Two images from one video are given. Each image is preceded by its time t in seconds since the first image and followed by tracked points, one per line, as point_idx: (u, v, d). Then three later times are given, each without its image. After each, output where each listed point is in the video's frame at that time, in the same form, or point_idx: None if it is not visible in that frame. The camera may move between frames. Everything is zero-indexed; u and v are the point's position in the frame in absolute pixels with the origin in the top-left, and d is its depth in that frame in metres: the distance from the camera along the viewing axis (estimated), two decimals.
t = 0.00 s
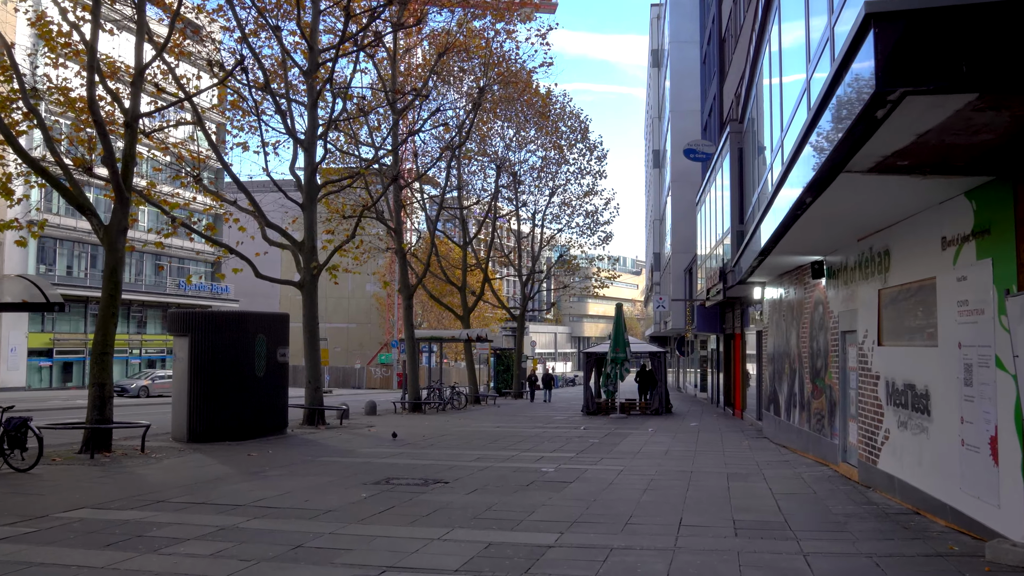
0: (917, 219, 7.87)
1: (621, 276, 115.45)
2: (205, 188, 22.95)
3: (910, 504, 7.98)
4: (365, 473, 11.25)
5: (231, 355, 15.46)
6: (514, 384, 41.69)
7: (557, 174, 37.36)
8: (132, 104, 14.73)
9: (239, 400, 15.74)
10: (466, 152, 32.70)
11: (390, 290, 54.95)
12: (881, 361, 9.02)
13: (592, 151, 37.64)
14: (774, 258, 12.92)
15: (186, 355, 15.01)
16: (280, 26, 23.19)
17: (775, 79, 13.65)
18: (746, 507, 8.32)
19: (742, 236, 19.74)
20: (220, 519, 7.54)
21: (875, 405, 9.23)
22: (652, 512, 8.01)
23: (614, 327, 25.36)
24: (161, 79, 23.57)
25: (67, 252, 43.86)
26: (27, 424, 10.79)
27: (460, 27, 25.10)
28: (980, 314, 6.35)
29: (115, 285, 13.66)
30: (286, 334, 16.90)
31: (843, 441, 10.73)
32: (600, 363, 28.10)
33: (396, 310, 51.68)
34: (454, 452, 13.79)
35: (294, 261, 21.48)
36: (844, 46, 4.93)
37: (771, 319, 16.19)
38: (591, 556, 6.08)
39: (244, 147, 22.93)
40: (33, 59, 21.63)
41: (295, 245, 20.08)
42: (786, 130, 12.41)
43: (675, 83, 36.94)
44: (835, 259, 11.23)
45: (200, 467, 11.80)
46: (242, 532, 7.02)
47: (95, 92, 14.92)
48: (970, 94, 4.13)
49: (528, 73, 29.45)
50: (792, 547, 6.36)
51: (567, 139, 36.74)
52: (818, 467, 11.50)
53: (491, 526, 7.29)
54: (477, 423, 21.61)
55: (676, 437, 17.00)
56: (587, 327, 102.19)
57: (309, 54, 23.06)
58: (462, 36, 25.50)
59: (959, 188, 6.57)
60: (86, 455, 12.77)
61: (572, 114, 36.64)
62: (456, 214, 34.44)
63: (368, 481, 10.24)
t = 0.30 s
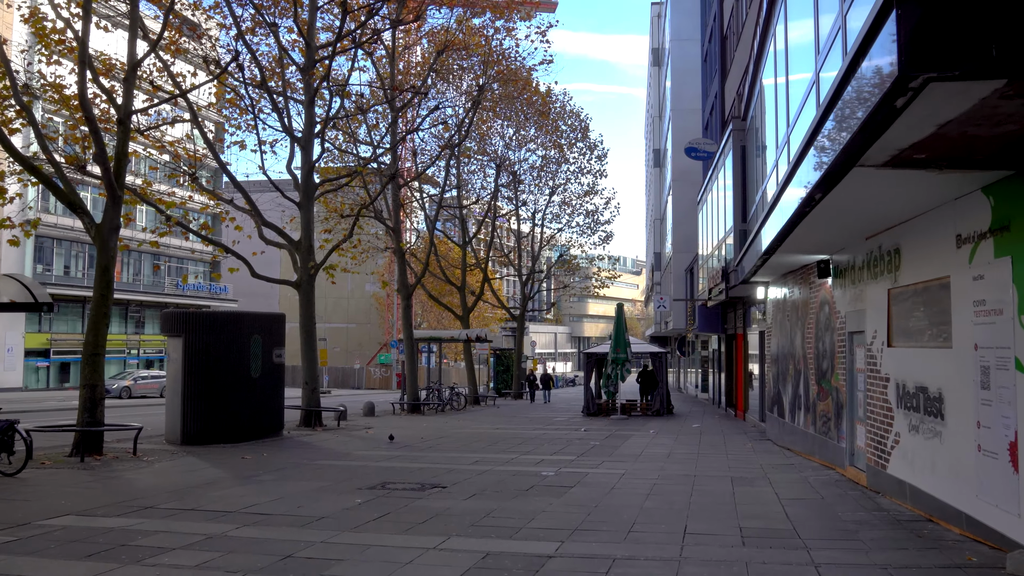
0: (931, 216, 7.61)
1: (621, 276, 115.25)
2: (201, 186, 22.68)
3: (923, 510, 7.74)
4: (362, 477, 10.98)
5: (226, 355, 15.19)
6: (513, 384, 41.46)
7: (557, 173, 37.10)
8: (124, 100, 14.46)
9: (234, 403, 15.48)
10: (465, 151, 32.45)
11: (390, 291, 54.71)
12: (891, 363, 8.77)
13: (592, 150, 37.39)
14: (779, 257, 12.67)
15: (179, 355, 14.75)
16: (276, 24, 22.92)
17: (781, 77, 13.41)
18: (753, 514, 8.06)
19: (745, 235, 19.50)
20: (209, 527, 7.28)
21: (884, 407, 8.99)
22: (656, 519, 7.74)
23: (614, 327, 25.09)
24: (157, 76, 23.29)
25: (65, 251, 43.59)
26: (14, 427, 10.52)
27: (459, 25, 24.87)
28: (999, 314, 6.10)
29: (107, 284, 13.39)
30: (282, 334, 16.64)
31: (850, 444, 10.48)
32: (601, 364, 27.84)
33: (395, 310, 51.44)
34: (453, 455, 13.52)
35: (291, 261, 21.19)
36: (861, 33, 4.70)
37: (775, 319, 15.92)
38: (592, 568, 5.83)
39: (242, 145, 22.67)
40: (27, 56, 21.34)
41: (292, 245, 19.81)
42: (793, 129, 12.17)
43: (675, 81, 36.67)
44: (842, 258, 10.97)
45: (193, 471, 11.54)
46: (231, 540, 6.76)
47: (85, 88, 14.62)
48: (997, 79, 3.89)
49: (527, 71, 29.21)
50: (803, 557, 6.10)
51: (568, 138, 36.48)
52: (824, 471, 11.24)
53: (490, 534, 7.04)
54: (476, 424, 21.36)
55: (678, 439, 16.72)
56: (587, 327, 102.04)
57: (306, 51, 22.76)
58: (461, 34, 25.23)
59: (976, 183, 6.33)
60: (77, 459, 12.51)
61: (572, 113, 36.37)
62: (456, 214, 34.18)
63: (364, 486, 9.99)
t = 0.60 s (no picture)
0: (943, 209, 7.36)
1: (622, 276, 115.05)
2: (197, 184, 22.40)
3: (934, 515, 7.49)
4: (356, 479, 10.73)
5: (219, 354, 14.94)
6: (513, 384, 41.23)
7: (557, 172, 36.86)
8: (116, 95, 14.22)
9: (228, 404, 15.22)
10: (463, 150, 32.20)
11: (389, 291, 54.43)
12: (899, 361, 8.53)
13: (592, 149, 37.16)
14: (782, 255, 12.42)
15: (172, 355, 14.50)
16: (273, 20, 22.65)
17: (785, 77, 13.19)
18: (758, 518, 7.80)
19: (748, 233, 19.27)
20: (194, 532, 7.03)
21: (891, 407, 8.75)
22: (658, 524, 7.49)
23: (614, 327, 24.83)
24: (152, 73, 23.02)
25: (62, 251, 43.39)
26: None
27: (457, 22, 24.63)
28: (1015, 310, 5.86)
29: (97, 282, 13.14)
30: (277, 334, 16.39)
31: (856, 445, 10.22)
32: (601, 364, 27.60)
33: (394, 310, 51.21)
34: (450, 456, 13.26)
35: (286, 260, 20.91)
36: (870, 19, 4.54)
37: (778, 318, 15.68)
38: None
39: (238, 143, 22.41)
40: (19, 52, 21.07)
41: (288, 243, 19.55)
42: (798, 127, 11.91)
43: (676, 79, 36.42)
44: (848, 255, 10.74)
45: (184, 473, 11.29)
46: (217, 546, 6.51)
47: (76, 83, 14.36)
48: None
49: (526, 69, 28.96)
50: (813, 564, 5.84)
51: (568, 136, 36.24)
52: (829, 472, 11.00)
53: (486, 540, 6.78)
54: (474, 424, 21.11)
55: (679, 440, 16.47)
56: (587, 327, 101.91)
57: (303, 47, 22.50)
58: (460, 31, 24.97)
59: (991, 174, 6.08)
60: (67, 461, 12.27)
61: (572, 111, 36.14)
62: (455, 213, 33.94)
63: (358, 488, 9.74)
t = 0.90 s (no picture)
0: (956, 204, 7.11)
1: (622, 276, 114.80)
2: (193, 183, 22.12)
3: (946, 522, 7.23)
4: (349, 482, 10.47)
5: (212, 355, 14.68)
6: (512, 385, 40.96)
7: (557, 171, 36.59)
8: (106, 90, 13.97)
9: (221, 405, 14.97)
10: (462, 148, 31.94)
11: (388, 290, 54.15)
12: (908, 362, 8.27)
13: (592, 148, 36.89)
14: (786, 253, 12.16)
15: (164, 356, 14.23)
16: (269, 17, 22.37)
17: (789, 77, 12.93)
18: (763, 525, 7.53)
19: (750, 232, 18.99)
20: (177, 541, 6.76)
21: (900, 410, 8.49)
22: (659, 531, 7.23)
23: (614, 327, 24.56)
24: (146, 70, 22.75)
25: (59, 250, 43.14)
26: None
27: (456, 19, 24.35)
28: None
29: (87, 281, 12.88)
30: (272, 334, 16.12)
31: (862, 448, 9.96)
32: (601, 364, 27.33)
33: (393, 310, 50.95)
34: (446, 459, 12.99)
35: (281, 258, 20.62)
36: None
37: (780, 318, 15.41)
38: None
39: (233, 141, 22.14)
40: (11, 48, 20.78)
41: (283, 242, 19.28)
42: (803, 127, 11.64)
43: (676, 77, 36.14)
44: (854, 253, 10.47)
45: (173, 476, 11.02)
46: (199, 555, 6.25)
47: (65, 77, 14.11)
48: None
49: (526, 67, 28.68)
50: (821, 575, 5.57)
51: (567, 135, 35.97)
52: (834, 476, 10.74)
53: (481, 548, 6.52)
54: (473, 425, 20.85)
55: (680, 442, 16.21)
56: (587, 327, 101.75)
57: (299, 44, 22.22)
58: (458, 29, 24.68)
59: (1008, 166, 5.83)
60: (54, 464, 12.01)
61: (572, 110, 35.87)
62: (453, 212, 33.66)
63: (351, 493, 9.47)
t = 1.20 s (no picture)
0: (973, 197, 6.85)
1: (622, 276, 114.63)
2: (189, 181, 21.85)
3: (960, 527, 6.98)
4: (344, 484, 10.22)
5: (206, 354, 14.44)
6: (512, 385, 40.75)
7: (557, 170, 36.35)
8: (98, 84, 13.72)
9: (216, 405, 14.72)
10: (461, 147, 31.73)
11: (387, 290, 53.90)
12: (919, 361, 8.02)
13: (592, 146, 36.62)
14: (791, 251, 11.90)
15: (157, 355, 13.99)
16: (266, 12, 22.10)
17: (795, 76, 12.64)
18: (770, 530, 7.28)
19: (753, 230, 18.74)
20: (163, 546, 6.50)
21: (910, 410, 8.24)
22: (663, 536, 6.97)
23: (615, 326, 24.28)
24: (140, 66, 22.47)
25: (56, 250, 42.93)
26: None
27: (455, 15, 24.10)
28: None
29: (77, 278, 12.62)
30: (267, 333, 15.87)
31: (870, 449, 9.71)
32: (602, 364, 27.08)
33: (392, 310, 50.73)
34: (444, 460, 12.73)
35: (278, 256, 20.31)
36: None
37: (784, 317, 15.15)
38: None
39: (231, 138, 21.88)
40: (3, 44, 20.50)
41: (279, 239, 19.01)
42: (811, 126, 11.36)
43: (677, 75, 35.87)
44: (860, 250, 10.21)
45: (165, 478, 10.77)
46: (185, 561, 6.00)
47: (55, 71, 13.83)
48: None
49: (526, 64, 28.42)
50: None
51: (568, 133, 35.72)
52: (842, 478, 10.48)
53: (479, 555, 6.26)
54: (471, 426, 20.61)
55: (681, 442, 15.97)
56: (587, 327, 101.66)
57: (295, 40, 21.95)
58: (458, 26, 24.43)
59: None
60: (43, 465, 11.76)
61: (572, 108, 35.61)
62: (453, 211, 33.42)
63: (346, 495, 9.22)
